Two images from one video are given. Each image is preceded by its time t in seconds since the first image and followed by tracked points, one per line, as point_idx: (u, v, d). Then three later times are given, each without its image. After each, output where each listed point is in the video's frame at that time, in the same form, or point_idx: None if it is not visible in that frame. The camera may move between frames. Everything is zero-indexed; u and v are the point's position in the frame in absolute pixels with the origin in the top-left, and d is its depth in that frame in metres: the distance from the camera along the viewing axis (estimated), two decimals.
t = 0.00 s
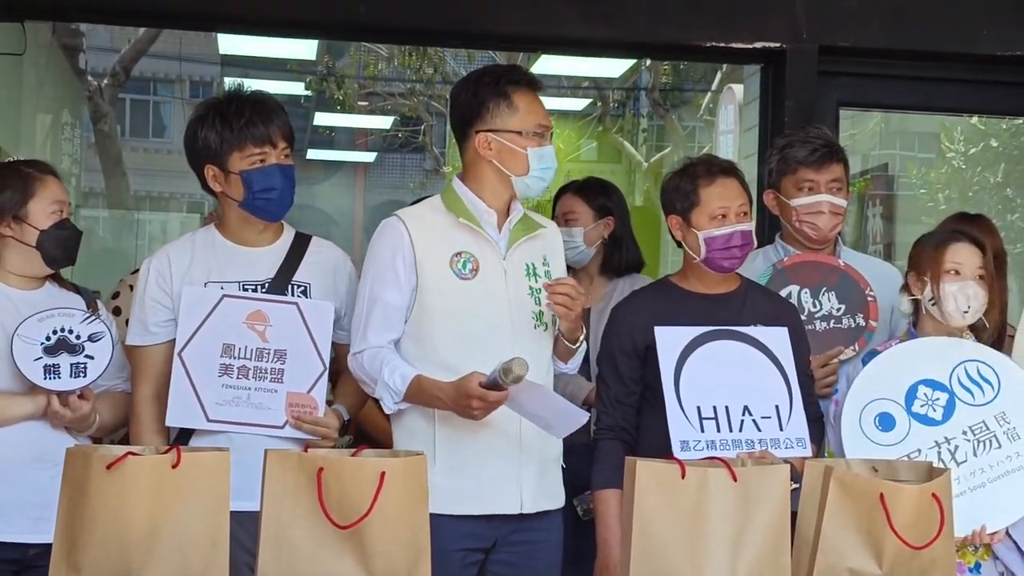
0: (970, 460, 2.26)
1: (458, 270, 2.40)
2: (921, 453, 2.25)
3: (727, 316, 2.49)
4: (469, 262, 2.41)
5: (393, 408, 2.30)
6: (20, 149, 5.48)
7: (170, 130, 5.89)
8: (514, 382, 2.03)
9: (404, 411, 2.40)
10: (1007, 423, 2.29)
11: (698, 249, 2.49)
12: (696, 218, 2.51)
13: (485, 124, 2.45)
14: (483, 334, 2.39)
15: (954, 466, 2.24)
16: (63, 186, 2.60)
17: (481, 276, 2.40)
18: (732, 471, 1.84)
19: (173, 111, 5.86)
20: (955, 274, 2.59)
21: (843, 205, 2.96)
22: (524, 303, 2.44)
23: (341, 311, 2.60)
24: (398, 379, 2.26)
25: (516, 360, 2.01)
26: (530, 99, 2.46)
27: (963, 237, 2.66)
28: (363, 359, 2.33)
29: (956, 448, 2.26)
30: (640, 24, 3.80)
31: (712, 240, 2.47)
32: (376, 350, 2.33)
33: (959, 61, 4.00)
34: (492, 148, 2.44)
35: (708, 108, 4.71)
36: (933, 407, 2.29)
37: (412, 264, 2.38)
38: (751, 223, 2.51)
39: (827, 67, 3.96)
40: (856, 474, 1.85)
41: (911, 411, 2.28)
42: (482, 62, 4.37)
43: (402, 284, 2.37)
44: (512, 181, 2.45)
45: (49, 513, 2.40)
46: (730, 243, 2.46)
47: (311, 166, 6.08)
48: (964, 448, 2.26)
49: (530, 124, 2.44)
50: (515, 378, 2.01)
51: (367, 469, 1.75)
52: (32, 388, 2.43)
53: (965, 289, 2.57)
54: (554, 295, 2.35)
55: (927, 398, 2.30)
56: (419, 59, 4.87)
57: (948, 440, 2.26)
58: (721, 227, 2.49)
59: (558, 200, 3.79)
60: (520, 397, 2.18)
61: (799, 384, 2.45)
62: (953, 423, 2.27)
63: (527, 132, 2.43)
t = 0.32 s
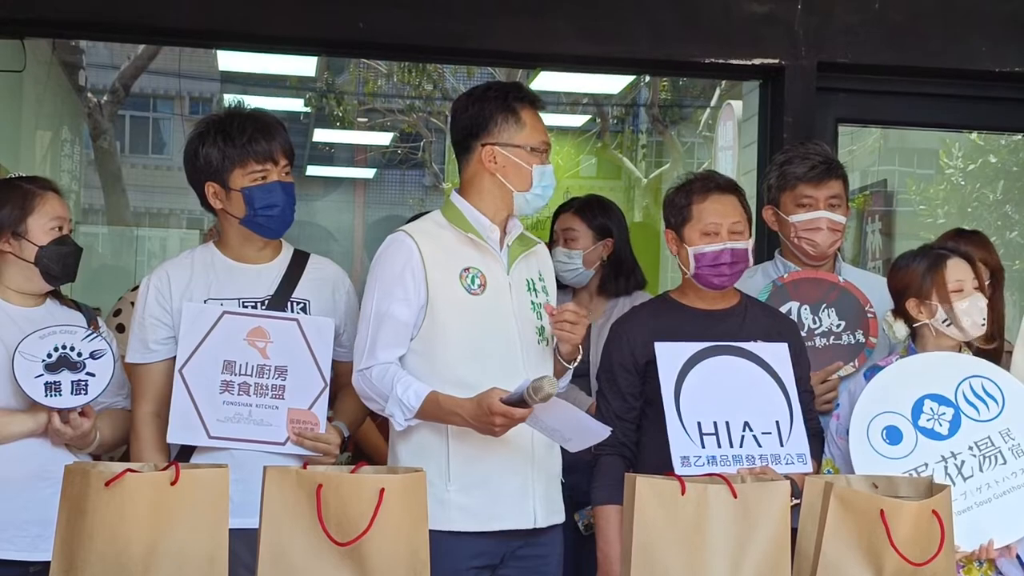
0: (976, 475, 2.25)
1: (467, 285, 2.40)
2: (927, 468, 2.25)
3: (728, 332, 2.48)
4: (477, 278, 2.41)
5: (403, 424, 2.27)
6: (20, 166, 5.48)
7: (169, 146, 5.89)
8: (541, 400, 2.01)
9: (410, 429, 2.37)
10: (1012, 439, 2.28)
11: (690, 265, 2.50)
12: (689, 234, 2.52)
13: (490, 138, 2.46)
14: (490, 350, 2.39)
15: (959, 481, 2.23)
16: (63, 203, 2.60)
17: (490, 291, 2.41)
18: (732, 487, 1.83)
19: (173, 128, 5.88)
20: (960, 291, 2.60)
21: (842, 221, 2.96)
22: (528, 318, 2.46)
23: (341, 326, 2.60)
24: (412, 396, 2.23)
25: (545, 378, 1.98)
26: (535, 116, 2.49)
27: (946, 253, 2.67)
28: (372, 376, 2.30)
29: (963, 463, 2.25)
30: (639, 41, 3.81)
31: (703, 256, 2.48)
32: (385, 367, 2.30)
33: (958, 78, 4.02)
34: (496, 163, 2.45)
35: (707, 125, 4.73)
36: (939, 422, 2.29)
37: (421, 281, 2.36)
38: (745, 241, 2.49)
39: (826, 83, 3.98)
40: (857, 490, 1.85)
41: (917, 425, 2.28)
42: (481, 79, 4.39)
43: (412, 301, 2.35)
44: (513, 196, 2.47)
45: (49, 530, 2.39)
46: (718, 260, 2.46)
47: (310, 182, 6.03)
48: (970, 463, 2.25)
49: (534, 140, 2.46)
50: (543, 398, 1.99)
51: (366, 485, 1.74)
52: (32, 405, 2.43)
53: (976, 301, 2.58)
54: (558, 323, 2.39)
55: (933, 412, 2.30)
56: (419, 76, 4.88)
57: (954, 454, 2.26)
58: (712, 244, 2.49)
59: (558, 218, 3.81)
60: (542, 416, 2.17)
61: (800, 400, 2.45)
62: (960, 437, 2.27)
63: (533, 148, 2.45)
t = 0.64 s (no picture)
0: (974, 477, 2.25)
1: (468, 289, 2.40)
2: (926, 469, 2.25)
3: (729, 335, 2.48)
4: (479, 281, 2.41)
5: (406, 426, 2.27)
6: (19, 170, 5.49)
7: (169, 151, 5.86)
8: (542, 405, 2.00)
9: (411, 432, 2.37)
10: (1011, 440, 2.28)
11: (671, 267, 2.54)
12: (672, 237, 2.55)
13: (471, 141, 2.46)
14: (490, 354, 2.39)
15: (957, 482, 2.24)
16: (63, 206, 2.60)
17: (492, 295, 2.42)
18: (733, 491, 1.83)
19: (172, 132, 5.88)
20: (954, 297, 2.59)
21: (842, 225, 2.96)
22: (530, 324, 2.45)
23: (341, 330, 2.60)
24: (415, 398, 2.23)
25: (547, 384, 1.97)
26: (498, 116, 2.43)
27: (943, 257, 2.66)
28: (377, 375, 2.30)
29: (960, 464, 2.26)
30: (639, 45, 3.82)
31: (680, 260, 2.51)
32: (389, 366, 2.31)
33: (958, 81, 4.03)
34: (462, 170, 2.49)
35: (706, 129, 4.73)
36: (937, 424, 2.29)
37: (422, 281, 2.37)
38: (724, 246, 2.48)
39: (826, 87, 3.98)
40: (857, 493, 1.85)
41: (915, 427, 2.28)
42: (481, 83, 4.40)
43: (414, 301, 2.35)
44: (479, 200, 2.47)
45: (49, 535, 2.39)
46: (693, 264, 2.48)
47: (310, 186, 6.06)
48: (968, 464, 2.26)
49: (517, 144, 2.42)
50: (545, 403, 1.97)
51: (366, 490, 1.74)
52: (32, 409, 2.43)
53: (969, 308, 2.56)
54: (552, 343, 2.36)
55: (931, 414, 2.30)
56: (418, 80, 4.88)
57: (952, 456, 2.26)
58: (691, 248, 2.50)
59: (556, 221, 3.81)
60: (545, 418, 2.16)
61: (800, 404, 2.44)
62: (958, 439, 2.27)
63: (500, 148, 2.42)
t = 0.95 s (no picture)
0: (967, 475, 2.25)
1: (448, 295, 2.42)
2: (918, 466, 2.25)
3: (729, 331, 2.48)
4: (462, 288, 2.43)
5: (395, 425, 2.33)
6: (18, 166, 5.48)
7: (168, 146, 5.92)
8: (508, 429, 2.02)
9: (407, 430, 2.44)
10: (1006, 440, 2.28)
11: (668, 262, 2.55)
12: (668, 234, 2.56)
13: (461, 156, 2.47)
14: (463, 370, 2.40)
15: (950, 480, 2.24)
16: (62, 202, 2.60)
17: (472, 303, 2.42)
18: (732, 487, 1.83)
19: (171, 129, 5.88)
20: (939, 287, 2.60)
21: (839, 222, 2.96)
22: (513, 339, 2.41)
23: (342, 326, 2.59)
24: (404, 399, 2.30)
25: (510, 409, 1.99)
26: (480, 134, 2.44)
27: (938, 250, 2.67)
28: (372, 368, 2.40)
29: (953, 462, 2.25)
30: (638, 41, 3.82)
31: (674, 256, 2.51)
32: (383, 360, 2.40)
33: (958, 78, 4.02)
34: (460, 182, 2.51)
35: (706, 125, 4.73)
36: (932, 421, 2.29)
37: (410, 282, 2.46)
38: (717, 242, 2.48)
39: (826, 83, 3.98)
40: (856, 489, 1.85)
41: (909, 424, 2.29)
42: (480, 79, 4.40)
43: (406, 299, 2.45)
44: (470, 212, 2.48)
45: (48, 531, 2.39)
46: (686, 260, 2.48)
47: (309, 183, 6.03)
48: (961, 463, 2.26)
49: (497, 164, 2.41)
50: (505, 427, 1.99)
51: (366, 485, 1.74)
52: (31, 405, 2.43)
53: (953, 298, 2.57)
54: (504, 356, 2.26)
55: (926, 411, 2.30)
56: (417, 76, 4.88)
57: (945, 453, 2.26)
58: (684, 243, 2.51)
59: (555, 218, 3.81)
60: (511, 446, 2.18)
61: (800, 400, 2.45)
62: (951, 437, 2.27)
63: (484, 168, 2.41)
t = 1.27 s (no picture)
0: (956, 472, 2.25)
1: (440, 304, 2.42)
2: (906, 463, 2.26)
3: (729, 327, 2.48)
4: (452, 297, 2.42)
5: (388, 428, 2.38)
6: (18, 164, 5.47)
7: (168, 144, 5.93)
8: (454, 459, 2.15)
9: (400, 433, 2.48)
10: (997, 437, 2.27)
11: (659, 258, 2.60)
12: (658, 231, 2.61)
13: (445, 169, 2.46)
14: (451, 383, 2.38)
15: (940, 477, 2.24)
16: (63, 199, 2.59)
17: (461, 313, 2.40)
18: (731, 483, 1.84)
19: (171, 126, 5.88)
20: (933, 284, 2.62)
21: (837, 219, 2.96)
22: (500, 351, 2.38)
23: (344, 325, 2.57)
24: (391, 405, 2.34)
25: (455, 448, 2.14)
26: (459, 146, 2.42)
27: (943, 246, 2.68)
28: (374, 370, 2.45)
29: (943, 459, 2.25)
30: (637, 38, 3.81)
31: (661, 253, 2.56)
32: (387, 363, 2.44)
33: (957, 74, 4.02)
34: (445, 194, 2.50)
35: (706, 122, 4.73)
36: (923, 418, 2.29)
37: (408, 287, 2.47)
38: (698, 237, 2.50)
39: (825, 80, 3.98)
40: (855, 485, 1.85)
41: (900, 421, 2.29)
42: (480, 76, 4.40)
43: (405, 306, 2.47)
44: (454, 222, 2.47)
45: (48, 526, 2.40)
46: (667, 255, 2.52)
47: (309, 180, 6.06)
48: (951, 460, 2.26)
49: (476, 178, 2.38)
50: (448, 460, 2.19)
51: (366, 481, 1.74)
52: (31, 401, 2.43)
53: (940, 298, 2.57)
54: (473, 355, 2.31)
55: (917, 409, 2.30)
56: (416, 73, 4.88)
57: (935, 450, 2.26)
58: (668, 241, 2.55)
59: (553, 215, 3.80)
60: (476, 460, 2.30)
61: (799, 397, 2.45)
62: (942, 434, 2.27)
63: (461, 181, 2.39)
